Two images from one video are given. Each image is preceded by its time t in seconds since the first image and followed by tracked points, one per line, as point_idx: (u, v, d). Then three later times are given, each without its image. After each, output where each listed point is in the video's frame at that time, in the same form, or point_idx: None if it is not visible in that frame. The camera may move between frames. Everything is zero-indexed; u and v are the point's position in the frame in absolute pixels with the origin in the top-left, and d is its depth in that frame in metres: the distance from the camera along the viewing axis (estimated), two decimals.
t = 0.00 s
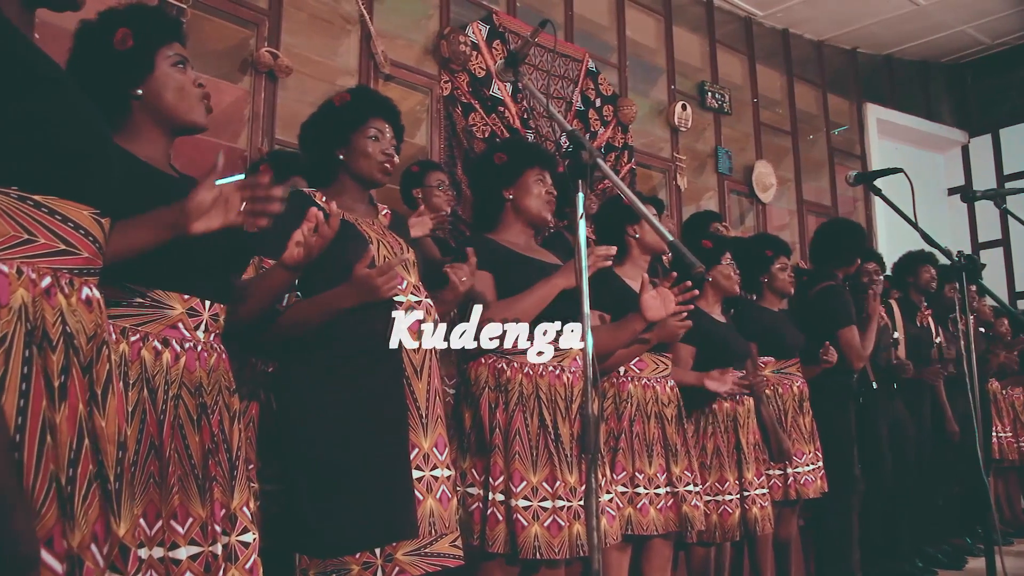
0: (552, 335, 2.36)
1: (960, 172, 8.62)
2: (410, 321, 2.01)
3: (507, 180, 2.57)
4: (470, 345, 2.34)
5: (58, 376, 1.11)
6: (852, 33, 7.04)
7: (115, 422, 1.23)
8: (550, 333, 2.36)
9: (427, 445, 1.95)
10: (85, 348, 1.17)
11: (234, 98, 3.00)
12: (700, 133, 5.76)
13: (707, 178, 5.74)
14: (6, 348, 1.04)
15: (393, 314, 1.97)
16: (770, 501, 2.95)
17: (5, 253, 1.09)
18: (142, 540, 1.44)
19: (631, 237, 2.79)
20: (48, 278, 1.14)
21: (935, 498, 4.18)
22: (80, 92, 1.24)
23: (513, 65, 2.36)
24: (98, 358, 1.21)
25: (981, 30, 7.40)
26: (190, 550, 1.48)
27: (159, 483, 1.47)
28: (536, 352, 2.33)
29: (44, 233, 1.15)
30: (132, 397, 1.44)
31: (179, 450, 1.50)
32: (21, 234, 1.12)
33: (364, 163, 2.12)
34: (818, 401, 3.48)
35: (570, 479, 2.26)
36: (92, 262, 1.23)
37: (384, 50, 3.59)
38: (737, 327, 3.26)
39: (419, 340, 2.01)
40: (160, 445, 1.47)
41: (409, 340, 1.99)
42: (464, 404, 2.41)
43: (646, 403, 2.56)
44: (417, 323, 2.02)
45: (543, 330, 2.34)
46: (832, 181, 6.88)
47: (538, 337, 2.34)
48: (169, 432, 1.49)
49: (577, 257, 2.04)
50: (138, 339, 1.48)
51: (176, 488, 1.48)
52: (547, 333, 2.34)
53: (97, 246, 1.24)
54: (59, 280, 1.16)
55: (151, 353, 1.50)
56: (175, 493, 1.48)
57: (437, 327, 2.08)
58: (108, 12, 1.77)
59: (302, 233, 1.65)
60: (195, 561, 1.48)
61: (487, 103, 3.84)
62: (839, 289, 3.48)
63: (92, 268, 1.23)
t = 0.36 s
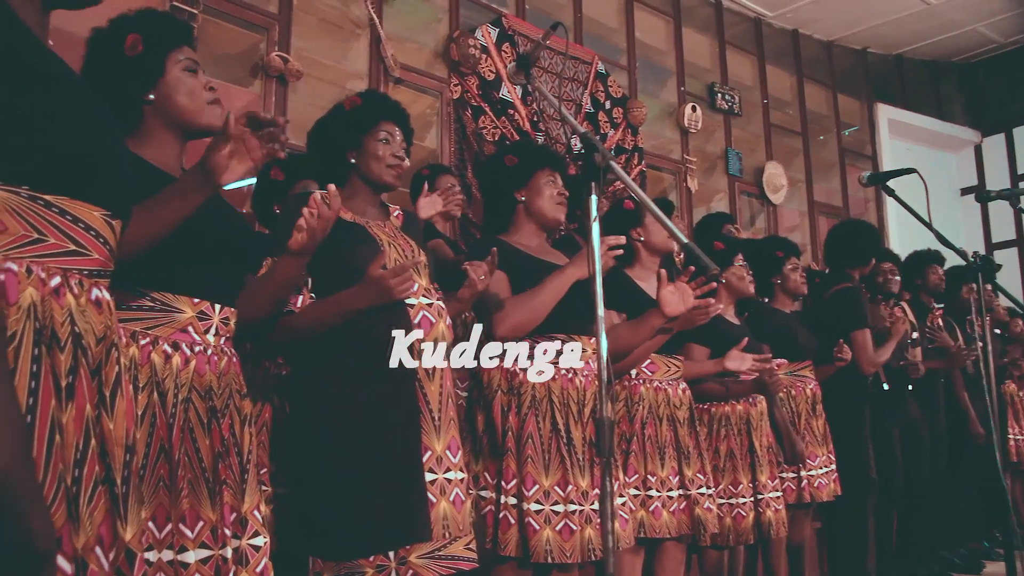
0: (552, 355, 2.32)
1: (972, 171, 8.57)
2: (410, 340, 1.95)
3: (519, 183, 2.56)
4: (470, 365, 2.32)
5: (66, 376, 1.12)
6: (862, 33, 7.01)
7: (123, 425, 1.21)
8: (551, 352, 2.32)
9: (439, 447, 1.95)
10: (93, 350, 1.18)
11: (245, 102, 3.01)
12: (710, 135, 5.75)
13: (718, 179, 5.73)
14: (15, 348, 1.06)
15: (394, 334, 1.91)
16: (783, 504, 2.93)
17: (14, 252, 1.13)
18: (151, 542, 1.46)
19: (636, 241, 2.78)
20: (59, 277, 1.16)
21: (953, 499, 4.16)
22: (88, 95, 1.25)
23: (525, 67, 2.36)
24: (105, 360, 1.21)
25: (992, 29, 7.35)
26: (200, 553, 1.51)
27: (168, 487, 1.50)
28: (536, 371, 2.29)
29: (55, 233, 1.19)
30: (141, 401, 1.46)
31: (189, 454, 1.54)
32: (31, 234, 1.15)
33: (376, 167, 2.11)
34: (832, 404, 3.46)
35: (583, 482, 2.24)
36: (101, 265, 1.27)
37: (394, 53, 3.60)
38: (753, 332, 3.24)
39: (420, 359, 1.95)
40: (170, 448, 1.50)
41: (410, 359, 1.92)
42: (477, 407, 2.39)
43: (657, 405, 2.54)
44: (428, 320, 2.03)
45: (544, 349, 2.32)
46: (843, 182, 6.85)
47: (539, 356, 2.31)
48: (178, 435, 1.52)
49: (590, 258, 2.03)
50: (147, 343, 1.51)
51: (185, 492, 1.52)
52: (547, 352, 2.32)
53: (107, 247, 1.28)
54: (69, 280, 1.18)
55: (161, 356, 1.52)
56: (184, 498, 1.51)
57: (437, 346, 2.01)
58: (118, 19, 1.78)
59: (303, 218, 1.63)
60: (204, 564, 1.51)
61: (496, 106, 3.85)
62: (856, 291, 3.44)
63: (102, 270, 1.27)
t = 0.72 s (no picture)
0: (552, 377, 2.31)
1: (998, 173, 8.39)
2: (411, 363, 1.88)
3: (543, 187, 2.56)
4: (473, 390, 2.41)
5: (87, 383, 1.12)
6: (883, 34, 6.97)
7: (145, 432, 1.25)
8: (550, 376, 2.31)
9: (466, 450, 1.95)
10: (116, 357, 1.20)
11: (265, 108, 3.03)
12: (731, 137, 5.73)
13: (739, 182, 5.71)
14: (39, 353, 1.05)
15: (394, 357, 1.86)
16: (807, 509, 2.90)
17: (40, 257, 1.13)
18: (177, 547, 1.47)
19: (660, 245, 2.79)
20: (82, 283, 1.17)
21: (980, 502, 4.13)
22: (112, 98, 1.06)
23: (547, 72, 2.36)
24: (129, 368, 1.23)
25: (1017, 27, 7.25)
26: (224, 557, 1.51)
27: (192, 491, 1.51)
28: (536, 396, 2.31)
29: (81, 240, 1.18)
30: (166, 405, 1.48)
31: (213, 458, 1.54)
32: (56, 240, 1.14)
33: (400, 173, 2.13)
34: (854, 407, 3.47)
35: (609, 486, 2.25)
36: (127, 271, 1.26)
37: (414, 58, 3.61)
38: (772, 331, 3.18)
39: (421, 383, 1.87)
40: (194, 452, 1.51)
41: (410, 384, 1.86)
42: (500, 411, 2.40)
43: (679, 409, 2.54)
44: (453, 325, 2.04)
45: (543, 373, 2.32)
46: (865, 183, 6.79)
47: (539, 380, 2.31)
48: (202, 439, 1.52)
49: (614, 262, 2.03)
50: (171, 348, 1.54)
51: (209, 496, 1.52)
52: (547, 375, 2.31)
53: (131, 254, 1.26)
54: (93, 286, 1.19)
55: (185, 361, 1.54)
56: (208, 501, 1.52)
57: (438, 369, 1.92)
58: (139, 28, 1.79)
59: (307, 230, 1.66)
60: (228, 567, 1.51)
61: (516, 110, 3.85)
62: (881, 294, 3.40)
63: (127, 276, 1.27)
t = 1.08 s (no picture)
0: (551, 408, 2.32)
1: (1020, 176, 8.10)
2: (411, 394, 1.83)
3: (558, 191, 2.57)
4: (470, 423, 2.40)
5: (118, 384, 1.07)
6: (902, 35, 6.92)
7: (173, 434, 1.20)
8: (550, 406, 2.32)
9: (490, 453, 1.98)
10: (146, 355, 1.15)
11: (285, 112, 3.04)
12: (749, 140, 5.71)
13: (758, 185, 5.69)
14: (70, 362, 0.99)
15: (394, 389, 1.83)
16: (829, 514, 2.89)
17: (70, 259, 1.05)
18: (201, 548, 1.47)
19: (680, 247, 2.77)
20: (112, 283, 1.09)
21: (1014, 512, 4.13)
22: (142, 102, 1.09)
23: (568, 75, 2.36)
24: (157, 369, 1.17)
25: None
26: (248, 558, 1.52)
27: (216, 493, 1.51)
28: (536, 427, 2.32)
29: (111, 240, 1.11)
30: (189, 407, 1.47)
31: (236, 459, 1.54)
32: (86, 242, 1.07)
33: (425, 176, 2.14)
34: (875, 408, 3.48)
35: (633, 491, 2.24)
36: (155, 273, 1.19)
37: (433, 62, 3.62)
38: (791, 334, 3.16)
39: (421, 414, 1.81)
40: (216, 454, 1.51)
41: (410, 414, 1.81)
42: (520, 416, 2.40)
43: (698, 412, 2.52)
44: (476, 327, 2.04)
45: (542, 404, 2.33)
46: (885, 186, 6.75)
47: (538, 411, 2.33)
48: (224, 441, 1.52)
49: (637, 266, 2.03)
50: (193, 350, 1.53)
51: (232, 497, 1.53)
52: (547, 406, 2.32)
53: (159, 257, 1.19)
54: (121, 288, 1.11)
55: (206, 363, 1.54)
56: (231, 503, 1.52)
57: (439, 399, 1.85)
58: (161, 31, 1.79)
59: (328, 262, 1.68)
60: (252, 568, 1.52)
61: (534, 113, 3.83)
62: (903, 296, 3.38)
63: (155, 278, 1.19)
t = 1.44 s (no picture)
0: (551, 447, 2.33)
1: None
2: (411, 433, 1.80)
3: (566, 196, 2.57)
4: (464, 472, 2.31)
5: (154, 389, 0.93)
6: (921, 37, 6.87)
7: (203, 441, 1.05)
8: (550, 445, 2.33)
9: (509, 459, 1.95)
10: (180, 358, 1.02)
11: (303, 117, 3.06)
12: (768, 143, 5.69)
13: (776, 188, 5.67)
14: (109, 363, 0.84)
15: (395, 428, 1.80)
16: (850, 519, 2.87)
17: (99, 264, 0.93)
18: (222, 553, 1.48)
19: (701, 251, 2.77)
20: (137, 287, 0.97)
21: None
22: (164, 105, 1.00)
23: (589, 78, 2.36)
24: (183, 373, 1.01)
25: None
26: (266, 563, 1.53)
27: (236, 498, 1.51)
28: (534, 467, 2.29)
29: (135, 245, 0.97)
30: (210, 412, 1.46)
31: (256, 465, 1.56)
32: (113, 247, 0.94)
33: (449, 181, 2.15)
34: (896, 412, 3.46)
35: (649, 496, 2.24)
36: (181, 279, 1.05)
37: (451, 67, 3.63)
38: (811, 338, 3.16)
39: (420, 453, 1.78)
40: (237, 459, 1.52)
41: (410, 453, 1.78)
42: (539, 422, 2.41)
43: (718, 418, 2.51)
44: (497, 332, 2.02)
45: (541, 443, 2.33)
46: (905, 189, 6.70)
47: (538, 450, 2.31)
48: (245, 446, 1.54)
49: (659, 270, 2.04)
50: (212, 355, 1.54)
51: (251, 502, 1.54)
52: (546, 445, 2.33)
53: (185, 265, 1.05)
54: (149, 293, 0.98)
55: (227, 368, 1.55)
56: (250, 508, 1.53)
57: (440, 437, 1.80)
58: (186, 40, 1.83)
59: (354, 261, 1.66)
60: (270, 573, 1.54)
61: (552, 117, 3.85)
62: (926, 298, 3.39)
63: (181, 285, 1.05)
